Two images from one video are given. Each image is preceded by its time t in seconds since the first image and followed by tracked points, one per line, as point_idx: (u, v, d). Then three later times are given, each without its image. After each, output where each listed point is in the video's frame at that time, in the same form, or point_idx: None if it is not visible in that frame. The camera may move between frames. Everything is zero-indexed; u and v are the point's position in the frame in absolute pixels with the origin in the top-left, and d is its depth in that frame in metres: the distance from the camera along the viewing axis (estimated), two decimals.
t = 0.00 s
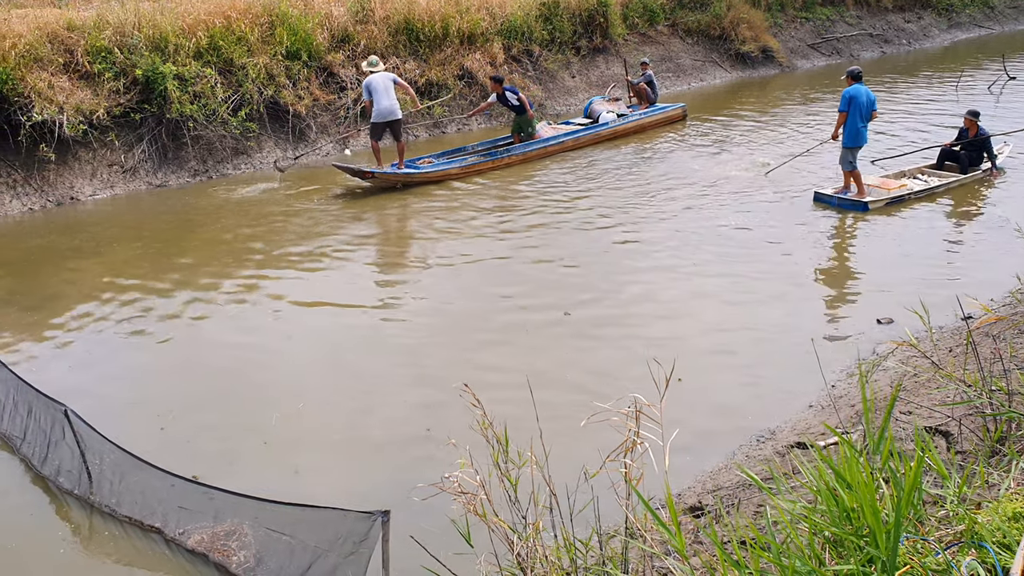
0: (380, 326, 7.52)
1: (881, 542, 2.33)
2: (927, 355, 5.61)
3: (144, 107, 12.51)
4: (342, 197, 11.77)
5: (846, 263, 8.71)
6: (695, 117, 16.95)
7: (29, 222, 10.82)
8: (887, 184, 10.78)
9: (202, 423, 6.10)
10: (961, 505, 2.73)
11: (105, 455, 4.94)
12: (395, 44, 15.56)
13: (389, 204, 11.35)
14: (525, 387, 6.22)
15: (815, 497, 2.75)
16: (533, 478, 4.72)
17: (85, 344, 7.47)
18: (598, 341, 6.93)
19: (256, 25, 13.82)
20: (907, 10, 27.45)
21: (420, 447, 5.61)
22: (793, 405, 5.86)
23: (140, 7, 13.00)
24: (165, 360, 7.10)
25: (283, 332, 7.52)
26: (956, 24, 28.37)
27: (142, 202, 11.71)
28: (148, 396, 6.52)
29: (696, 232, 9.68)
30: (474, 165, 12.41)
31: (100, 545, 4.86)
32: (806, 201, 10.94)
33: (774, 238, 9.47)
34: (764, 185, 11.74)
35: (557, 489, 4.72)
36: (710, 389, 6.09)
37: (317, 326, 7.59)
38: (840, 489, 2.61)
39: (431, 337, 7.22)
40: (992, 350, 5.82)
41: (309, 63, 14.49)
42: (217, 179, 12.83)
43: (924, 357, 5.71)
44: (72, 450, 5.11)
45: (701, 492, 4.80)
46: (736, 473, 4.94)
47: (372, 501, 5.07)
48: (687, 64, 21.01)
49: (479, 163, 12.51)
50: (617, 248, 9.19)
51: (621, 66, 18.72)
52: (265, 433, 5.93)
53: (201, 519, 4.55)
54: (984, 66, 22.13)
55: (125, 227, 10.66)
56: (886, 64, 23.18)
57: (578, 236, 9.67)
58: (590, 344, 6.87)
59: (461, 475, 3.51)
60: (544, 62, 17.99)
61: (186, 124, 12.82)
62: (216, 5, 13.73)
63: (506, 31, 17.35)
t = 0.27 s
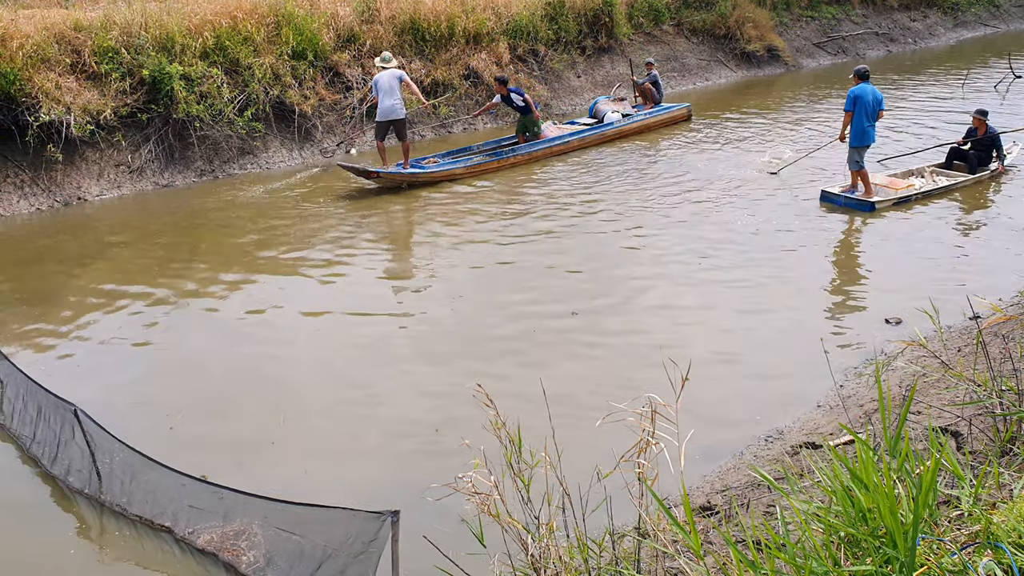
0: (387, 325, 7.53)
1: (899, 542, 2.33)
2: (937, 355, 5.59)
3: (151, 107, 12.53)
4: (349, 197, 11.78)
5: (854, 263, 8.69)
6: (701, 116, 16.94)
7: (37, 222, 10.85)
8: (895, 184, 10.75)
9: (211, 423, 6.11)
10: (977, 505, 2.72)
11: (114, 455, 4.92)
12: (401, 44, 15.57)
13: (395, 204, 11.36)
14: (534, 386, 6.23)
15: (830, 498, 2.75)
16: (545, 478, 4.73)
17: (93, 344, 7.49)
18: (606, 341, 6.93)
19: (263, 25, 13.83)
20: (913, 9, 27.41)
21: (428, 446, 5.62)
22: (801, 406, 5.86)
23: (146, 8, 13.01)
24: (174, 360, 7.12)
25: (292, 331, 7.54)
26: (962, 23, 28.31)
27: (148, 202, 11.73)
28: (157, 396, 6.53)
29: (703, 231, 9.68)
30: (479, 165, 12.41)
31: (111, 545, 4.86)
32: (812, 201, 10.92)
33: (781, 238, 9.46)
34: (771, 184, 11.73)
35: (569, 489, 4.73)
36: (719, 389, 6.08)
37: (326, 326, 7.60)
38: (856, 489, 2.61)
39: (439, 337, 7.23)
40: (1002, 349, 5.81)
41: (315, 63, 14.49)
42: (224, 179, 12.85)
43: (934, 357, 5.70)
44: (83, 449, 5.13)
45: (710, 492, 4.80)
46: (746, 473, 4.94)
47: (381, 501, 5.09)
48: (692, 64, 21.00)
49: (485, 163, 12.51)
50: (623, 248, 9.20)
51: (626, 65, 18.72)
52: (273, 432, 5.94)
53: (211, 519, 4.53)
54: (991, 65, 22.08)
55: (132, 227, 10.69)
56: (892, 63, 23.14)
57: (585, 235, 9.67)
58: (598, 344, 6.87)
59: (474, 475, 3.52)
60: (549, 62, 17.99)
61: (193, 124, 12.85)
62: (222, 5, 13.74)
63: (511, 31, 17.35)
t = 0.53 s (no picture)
0: (390, 328, 7.53)
1: (912, 547, 2.33)
2: (940, 356, 5.59)
3: (152, 110, 12.53)
4: (350, 200, 11.78)
5: (856, 265, 8.70)
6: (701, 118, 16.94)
7: (38, 225, 10.85)
8: (896, 186, 10.76)
9: (214, 426, 6.11)
10: (985, 508, 2.73)
11: (119, 457, 4.95)
12: (401, 46, 15.58)
13: (396, 206, 11.36)
14: (536, 389, 6.23)
15: (839, 501, 2.76)
16: (551, 481, 4.73)
17: (96, 347, 7.50)
18: (608, 343, 6.93)
19: (264, 28, 13.84)
20: (912, 11, 27.43)
21: (430, 448, 5.62)
22: (804, 408, 5.85)
23: (148, 10, 13.02)
24: (176, 363, 7.12)
25: (294, 334, 7.55)
26: (962, 24, 28.33)
27: (150, 205, 11.73)
28: (160, 399, 6.53)
29: (705, 233, 9.68)
30: (479, 167, 12.41)
31: (114, 548, 4.85)
32: (814, 203, 10.93)
33: (783, 240, 9.46)
34: (772, 186, 11.73)
35: (576, 492, 4.73)
36: (721, 391, 6.09)
37: (327, 328, 7.61)
38: (865, 493, 2.62)
39: (441, 340, 7.24)
40: (1006, 350, 5.81)
41: (315, 65, 14.50)
42: (225, 182, 12.85)
43: (937, 358, 5.70)
44: (87, 452, 5.14)
45: (715, 494, 4.80)
46: (751, 476, 4.94)
47: (385, 503, 5.09)
48: (692, 65, 21.01)
49: (485, 165, 12.51)
50: (625, 250, 9.20)
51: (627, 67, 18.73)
52: (276, 435, 5.94)
53: (215, 521, 4.52)
54: (990, 66, 22.10)
55: (133, 230, 10.69)
56: (892, 64, 23.15)
57: (586, 238, 9.68)
58: (601, 347, 6.87)
59: (482, 479, 3.53)
60: (550, 64, 18.00)
61: (194, 127, 12.86)
62: (223, 8, 13.75)
63: (512, 33, 17.36)
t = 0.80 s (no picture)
0: (387, 330, 7.52)
1: (916, 549, 2.34)
2: (937, 358, 5.60)
3: (148, 112, 12.51)
4: (346, 201, 11.78)
5: (852, 266, 8.71)
6: (697, 120, 16.96)
7: (34, 227, 10.83)
8: (891, 187, 10.80)
9: (211, 428, 6.10)
10: (986, 510, 2.74)
11: (116, 459, 4.94)
12: (397, 47, 15.58)
13: (392, 208, 11.35)
14: (534, 391, 6.23)
15: (842, 503, 2.76)
16: (552, 484, 4.74)
17: (92, 350, 7.48)
18: (604, 345, 6.94)
19: (260, 30, 13.84)
20: (907, 13, 27.51)
21: (429, 451, 5.62)
22: (801, 410, 5.86)
23: (143, 13, 13.00)
24: (173, 366, 7.11)
25: (291, 336, 7.54)
26: (956, 26, 28.42)
27: (146, 207, 11.71)
28: (157, 402, 6.52)
29: (702, 235, 9.70)
30: (474, 169, 12.41)
31: (111, 551, 4.83)
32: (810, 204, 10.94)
33: (779, 241, 9.47)
34: (768, 188, 11.74)
35: (578, 494, 4.73)
36: (719, 392, 6.10)
37: (325, 330, 7.61)
38: (868, 495, 2.63)
39: (439, 341, 7.24)
40: (1002, 351, 5.83)
41: (311, 67, 14.49)
42: (221, 183, 12.83)
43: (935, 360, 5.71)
44: (84, 455, 5.13)
45: (713, 495, 4.80)
46: (749, 477, 4.95)
47: (383, 505, 5.09)
48: (688, 67, 21.03)
49: (480, 167, 12.51)
50: (622, 252, 9.21)
51: (623, 69, 18.75)
52: (273, 438, 5.94)
53: (213, 524, 4.52)
54: (985, 67, 22.16)
55: (129, 232, 10.67)
56: (886, 66, 23.21)
57: (583, 239, 9.69)
58: (598, 349, 6.87)
59: (485, 481, 3.53)
60: (546, 66, 18.01)
61: (190, 129, 12.84)
62: (219, 10, 13.73)
63: (508, 35, 17.36)
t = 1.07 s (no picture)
0: (374, 331, 7.52)
1: (909, 547, 2.35)
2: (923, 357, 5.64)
3: (133, 112, 12.44)
4: (332, 202, 11.76)
5: (838, 267, 8.76)
6: (683, 121, 17.01)
7: (18, 228, 10.76)
8: (876, 188, 10.86)
9: (198, 430, 6.07)
10: (975, 507, 2.76)
11: (102, 462, 4.94)
12: (383, 48, 15.57)
13: (379, 209, 11.34)
14: (523, 391, 6.24)
15: (833, 502, 2.78)
16: (544, 484, 4.75)
17: (78, 351, 7.44)
18: (592, 345, 6.96)
19: (245, 30, 13.79)
20: (890, 14, 27.67)
21: (417, 451, 5.62)
22: (788, 409, 5.89)
23: (128, 13, 12.92)
24: (160, 367, 7.07)
25: (278, 337, 7.52)
26: (938, 28, 28.63)
27: (131, 208, 11.65)
28: (143, 404, 6.48)
29: (689, 235, 9.74)
30: (460, 170, 12.40)
31: (98, 553, 4.74)
32: (796, 205, 11.00)
33: (765, 242, 9.52)
34: (754, 188, 11.80)
35: (570, 494, 4.74)
36: (707, 392, 6.13)
37: (313, 331, 7.59)
38: (860, 493, 2.64)
39: (427, 342, 7.24)
40: (988, 351, 5.88)
41: (297, 67, 14.45)
42: (206, 184, 12.79)
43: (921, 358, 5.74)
44: (70, 457, 5.11)
45: (702, 495, 4.81)
46: (737, 476, 4.98)
47: (370, 506, 5.08)
48: (673, 68, 21.10)
49: (466, 168, 12.50)
50: (610, 252, 9.24)
51: (609, 70, 18.78)
52: (261, 439, 5.91)
53: (200, 526, 4.51)
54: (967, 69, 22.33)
55: (114, 233, 10.61)
56: (870, 67, 23.36)
57: (571, 240, 9.71)
58: (585, 349, 6.89)
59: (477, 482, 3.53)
60: (532, 67, 18.03)
61: (175, 129, 12.79)
62: (204, 10, 13.67)
63: (495, 36, 17.37)
